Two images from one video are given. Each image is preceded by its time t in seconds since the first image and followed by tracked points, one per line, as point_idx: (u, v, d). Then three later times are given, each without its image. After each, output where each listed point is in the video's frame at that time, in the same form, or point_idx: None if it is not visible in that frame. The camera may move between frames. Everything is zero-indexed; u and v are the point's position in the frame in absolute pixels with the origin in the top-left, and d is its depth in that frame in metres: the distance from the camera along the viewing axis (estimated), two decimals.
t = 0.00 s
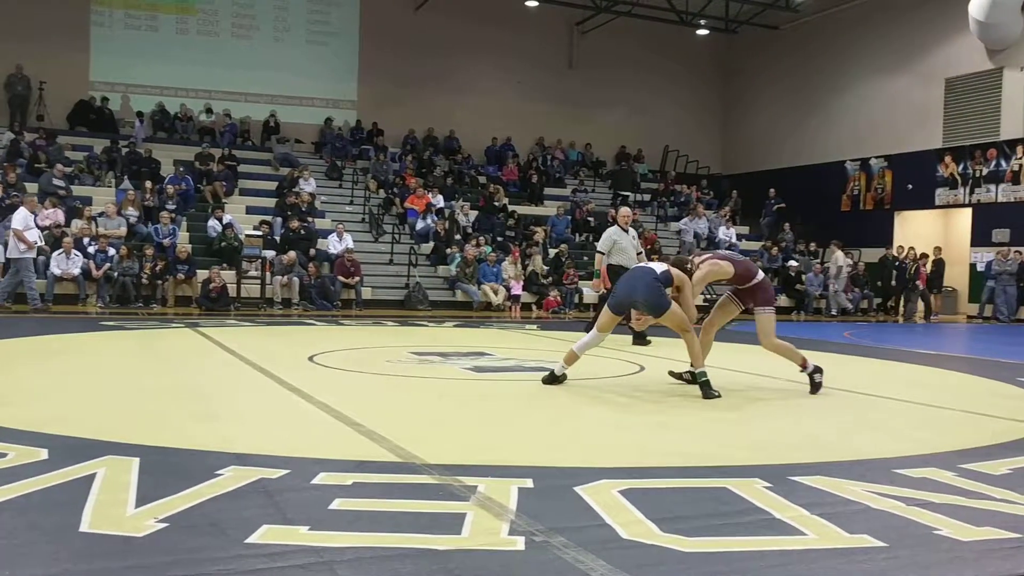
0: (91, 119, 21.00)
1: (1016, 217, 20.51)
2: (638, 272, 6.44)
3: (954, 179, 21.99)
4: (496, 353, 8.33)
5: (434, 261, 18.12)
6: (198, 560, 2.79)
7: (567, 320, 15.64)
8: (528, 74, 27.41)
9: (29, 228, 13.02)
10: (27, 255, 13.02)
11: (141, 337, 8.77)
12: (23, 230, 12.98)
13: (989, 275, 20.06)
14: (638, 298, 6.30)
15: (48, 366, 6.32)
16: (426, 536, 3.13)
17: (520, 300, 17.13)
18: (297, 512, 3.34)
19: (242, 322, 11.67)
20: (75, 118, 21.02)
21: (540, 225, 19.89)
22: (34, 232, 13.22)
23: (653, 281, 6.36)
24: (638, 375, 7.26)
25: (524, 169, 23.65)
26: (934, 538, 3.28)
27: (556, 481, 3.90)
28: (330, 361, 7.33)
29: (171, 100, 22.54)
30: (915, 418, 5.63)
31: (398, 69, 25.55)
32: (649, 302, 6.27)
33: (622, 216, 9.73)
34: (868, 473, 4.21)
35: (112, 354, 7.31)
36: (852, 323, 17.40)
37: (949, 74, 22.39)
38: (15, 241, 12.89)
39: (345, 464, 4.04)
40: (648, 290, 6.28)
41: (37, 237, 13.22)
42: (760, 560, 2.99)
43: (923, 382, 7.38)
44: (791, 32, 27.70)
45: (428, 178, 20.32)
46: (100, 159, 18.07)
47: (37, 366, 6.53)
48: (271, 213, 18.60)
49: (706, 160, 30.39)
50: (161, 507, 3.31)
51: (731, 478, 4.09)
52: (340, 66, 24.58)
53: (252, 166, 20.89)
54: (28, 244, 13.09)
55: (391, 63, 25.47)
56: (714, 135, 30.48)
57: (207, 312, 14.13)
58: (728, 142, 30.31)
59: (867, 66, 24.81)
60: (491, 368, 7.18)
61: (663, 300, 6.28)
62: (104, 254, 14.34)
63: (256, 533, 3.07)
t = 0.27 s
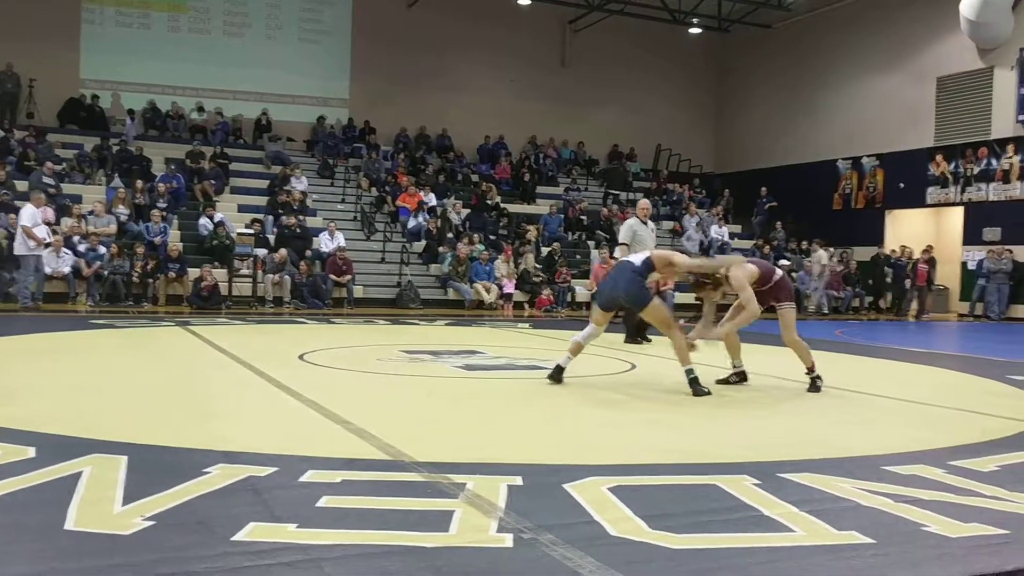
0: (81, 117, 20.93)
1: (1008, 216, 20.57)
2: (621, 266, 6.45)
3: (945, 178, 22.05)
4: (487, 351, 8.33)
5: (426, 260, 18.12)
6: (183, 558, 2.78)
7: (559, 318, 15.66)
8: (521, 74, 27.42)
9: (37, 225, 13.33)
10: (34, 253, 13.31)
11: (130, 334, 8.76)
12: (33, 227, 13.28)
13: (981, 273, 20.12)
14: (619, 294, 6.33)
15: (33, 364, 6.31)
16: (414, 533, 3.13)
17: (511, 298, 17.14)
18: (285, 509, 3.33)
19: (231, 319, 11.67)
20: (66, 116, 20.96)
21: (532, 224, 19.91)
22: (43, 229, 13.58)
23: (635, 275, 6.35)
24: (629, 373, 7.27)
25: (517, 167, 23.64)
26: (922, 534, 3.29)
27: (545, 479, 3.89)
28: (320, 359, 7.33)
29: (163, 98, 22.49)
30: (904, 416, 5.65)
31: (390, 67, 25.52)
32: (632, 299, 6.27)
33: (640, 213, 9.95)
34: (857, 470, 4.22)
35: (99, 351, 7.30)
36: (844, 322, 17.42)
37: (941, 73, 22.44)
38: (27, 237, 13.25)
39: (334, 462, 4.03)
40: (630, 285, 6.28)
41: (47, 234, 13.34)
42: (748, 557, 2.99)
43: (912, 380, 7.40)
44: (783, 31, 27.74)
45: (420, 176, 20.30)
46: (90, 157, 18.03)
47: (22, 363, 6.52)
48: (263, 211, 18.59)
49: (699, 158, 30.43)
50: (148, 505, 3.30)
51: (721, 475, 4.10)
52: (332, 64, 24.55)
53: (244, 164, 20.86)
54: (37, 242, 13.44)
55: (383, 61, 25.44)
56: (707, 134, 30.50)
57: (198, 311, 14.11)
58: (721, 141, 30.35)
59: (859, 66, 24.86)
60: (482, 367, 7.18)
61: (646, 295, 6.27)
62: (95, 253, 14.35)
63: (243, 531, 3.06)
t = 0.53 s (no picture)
0: (63, 114, 20.75)
1: (990, 215, 20.75)
2: (583, 251, 6.77)
3: (928, 177, 22.19)
4: (471, 350, 8.34)
5: (412, 258, 18.10)
6: (164, 558, 2.77)
7: (544, 316, 15.69)
8: (507, 72, 27.43)
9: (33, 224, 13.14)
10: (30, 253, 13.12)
11: (111, 334, 8.71)
12: (30, 227, 13.19)
13: (965, 272, 20.27)
14: (566, 277, 6.69)
15: (11, 364, 6.26)
16: (398, 533, 3.12)
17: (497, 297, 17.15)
18: (268, 509, 3.33)
19: (215, 319, 11.63)
20: (47, 113, 20.78)
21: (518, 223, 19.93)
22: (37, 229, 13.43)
23: (587, 263, 6.65)
24: (613, 372, 7.30)
25: (502, 166, 23.61)
26: (903, 531, 3.32)
27: (529, 477, 3.90)
28: (303, 358, 7.31)
29: (146, 95, 22.35)
30: (886, 414, 5.70)
31: (374, 66, 25.48)
32: (574, 285, 6.62)
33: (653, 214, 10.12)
34: (839, 468, 4.25)
35: (78, 351, 7.25)
36: (827, 320, 17.53)
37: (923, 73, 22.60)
38: (24, 237, 13.18)
39: (318, 461, 4.02)
40: (575, 271, 6.61)
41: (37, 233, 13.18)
42: (731, 555, 3.00)
43: (894, 378, 7.46)
44: (767, 30, 27.86)
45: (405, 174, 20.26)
46: (72, 154, 17.88)
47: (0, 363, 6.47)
48: (247, 209, 18.51)
49: (684, 157, 30.53)
50: (130, 506, 3.28)
51: (704, 473, 4.12)
52: (316, 62, 24.47)
53: (228, 162, 20.77)
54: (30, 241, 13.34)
55: (367, 59, 25.39)
56: (692, 133, 30.60)
57: (181, 310, 14.04)
58: (706, 140, 30.46)
59: (842, 65, 25.01)
60: (468, 366, 7.18)
61: (587, 283, 6.57)
62: (76, 251, 14.21)
63: (226, 531, 3.05)
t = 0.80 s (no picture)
0: (55, 113, 20.65)
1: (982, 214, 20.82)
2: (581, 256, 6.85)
3: (921, 176, 22.24)
4: (465, 349, 8.33)
5: (406, 257, 18.08)
6: (157, 558, 2.76)
7: (538, 315, 15.66)
8: (501, 72, 27.42)
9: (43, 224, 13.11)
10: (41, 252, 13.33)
11: (104, 333, 8.68)
12: (38, 227, 13.35)
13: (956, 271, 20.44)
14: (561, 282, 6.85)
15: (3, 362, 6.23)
16: (392, 532, 3.12)
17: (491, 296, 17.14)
18: (261, 508, 3.32)
19: (208, 318, 11.62)
20: (39, 112, 20.70)
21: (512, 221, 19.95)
22: (48, 229, 13.57)
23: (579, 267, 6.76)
24: (607, 371, 7.30)
25: (496, 165, 23.57)
26: (896, 529, 3.33)
27: (523, 476, 3.89)
28: (296, 357, 7.29)
29: (139, 94, 22.27)
30: (879, 412, 5.71)
31: (368, 65, 25.45)
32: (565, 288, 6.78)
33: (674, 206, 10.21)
34: (833, 466, 4.26)
35: (71, 350, 7.23)
36: (820, 319, 17.57)
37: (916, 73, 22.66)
38: (33, 236, 13.26)
39: (311, 460, 4.01)
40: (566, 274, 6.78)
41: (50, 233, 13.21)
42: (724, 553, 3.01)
43: (887, 376, 7.48)
44: (761, 30, 27.91)
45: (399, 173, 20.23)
46: (64, 153, 17.80)
47: None
48: (240, 209, 18.47)
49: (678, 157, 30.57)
50: (123, 505, 3.27)
51: (698, 471, 4.12)
52: (310, 61, 24.43)
53: (222, 161, 20.72)
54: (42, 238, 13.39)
55: (361, 58, 25.36)
56: (686, 132, 30.64)
57: (175, 309, 14.00)
58: (700, 139, 30.50)
59: (836, 65, 25.07)
60: (462, 364, 7.18)
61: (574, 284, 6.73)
62: (69, 250, 14.15)
63: (219, 530, 3.04)
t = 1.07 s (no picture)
0: (51, 112, 20.61)
1: (979, 213, 20.85)
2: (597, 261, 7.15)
3: (918, 176, 22.27)
4: (462, 348, 8.34)
5: (403, 257, 18.07)
6: (153, 558, 2.76)
7: (535, 314, 15.64)
8: (497, 71, 27.40)
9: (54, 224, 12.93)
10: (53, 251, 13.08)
11: (100, 332, 8.69)
12: (48, 225, 12.92)
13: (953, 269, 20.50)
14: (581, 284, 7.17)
15: None
16: (389, 531, 3.12)
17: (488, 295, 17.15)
18: (258, 508, 3.32)
19: (206, 318, 11.60)
20: (35, 111, 20.65)
21: (509, 220, 19.96)
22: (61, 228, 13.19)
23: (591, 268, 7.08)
24: (604, 370, 7.30)
25: (493, 164, 23.55)
26: (893, 528, 3.33)
27: (520, 476, 3.89)
28: (294, 357, 7.28)
29: (135, 93, 22.24)
30: (875, 411, 5.72)
31: (365, 64, 25.46)
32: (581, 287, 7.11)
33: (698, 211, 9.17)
34: (829, 465, 4.27)
35: (69, 349, 7.24)
36: (817, 318, 17.60)
37: (912, 72, 22.68)
38: (42, 236, 12.89)
39: (308, 460, 4.01)
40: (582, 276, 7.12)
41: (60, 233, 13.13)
42: (720, 553, 3.01)
43: (883, 375, 7.50)
44: (757, 29, 27.93)
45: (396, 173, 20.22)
46: (60, 152, 17.76)
47: None
48: (237, 208, 18.46)
49: (675, 156, 30.60)
50: (119, 505, 3.26)
51: (695, 470, 4.13)
52: (307, 60, 24.41)
53: (218, 160, 20.70)
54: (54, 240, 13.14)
55: (358, 58, 25.37)
56: (682, 131, 30.67)
57: (172, 308, 13.99)
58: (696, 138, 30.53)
59: (832, 64, 25.10)
60: (459, 364, 7.18)
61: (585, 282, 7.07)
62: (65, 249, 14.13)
63: (216, 530, 3.04)
